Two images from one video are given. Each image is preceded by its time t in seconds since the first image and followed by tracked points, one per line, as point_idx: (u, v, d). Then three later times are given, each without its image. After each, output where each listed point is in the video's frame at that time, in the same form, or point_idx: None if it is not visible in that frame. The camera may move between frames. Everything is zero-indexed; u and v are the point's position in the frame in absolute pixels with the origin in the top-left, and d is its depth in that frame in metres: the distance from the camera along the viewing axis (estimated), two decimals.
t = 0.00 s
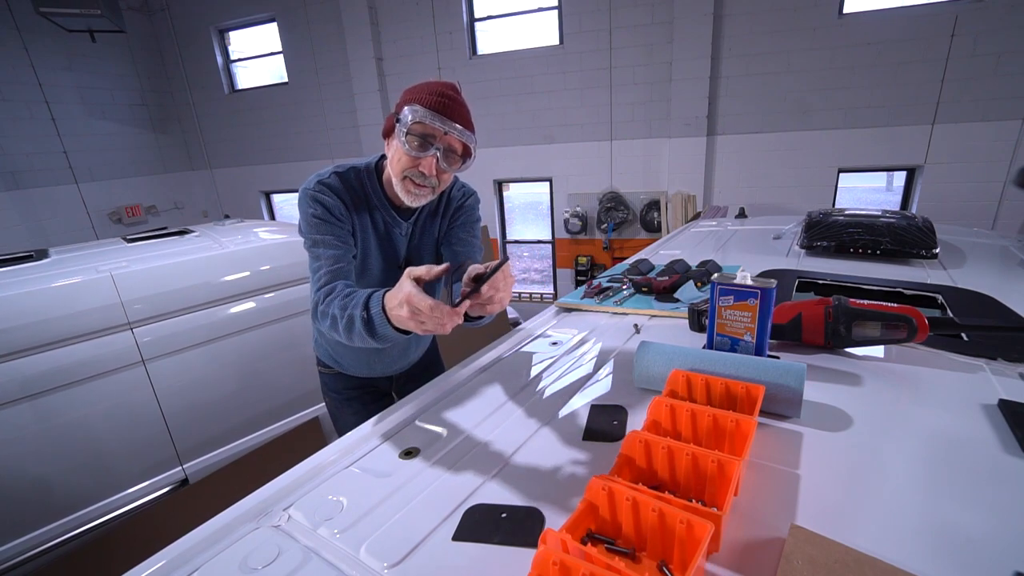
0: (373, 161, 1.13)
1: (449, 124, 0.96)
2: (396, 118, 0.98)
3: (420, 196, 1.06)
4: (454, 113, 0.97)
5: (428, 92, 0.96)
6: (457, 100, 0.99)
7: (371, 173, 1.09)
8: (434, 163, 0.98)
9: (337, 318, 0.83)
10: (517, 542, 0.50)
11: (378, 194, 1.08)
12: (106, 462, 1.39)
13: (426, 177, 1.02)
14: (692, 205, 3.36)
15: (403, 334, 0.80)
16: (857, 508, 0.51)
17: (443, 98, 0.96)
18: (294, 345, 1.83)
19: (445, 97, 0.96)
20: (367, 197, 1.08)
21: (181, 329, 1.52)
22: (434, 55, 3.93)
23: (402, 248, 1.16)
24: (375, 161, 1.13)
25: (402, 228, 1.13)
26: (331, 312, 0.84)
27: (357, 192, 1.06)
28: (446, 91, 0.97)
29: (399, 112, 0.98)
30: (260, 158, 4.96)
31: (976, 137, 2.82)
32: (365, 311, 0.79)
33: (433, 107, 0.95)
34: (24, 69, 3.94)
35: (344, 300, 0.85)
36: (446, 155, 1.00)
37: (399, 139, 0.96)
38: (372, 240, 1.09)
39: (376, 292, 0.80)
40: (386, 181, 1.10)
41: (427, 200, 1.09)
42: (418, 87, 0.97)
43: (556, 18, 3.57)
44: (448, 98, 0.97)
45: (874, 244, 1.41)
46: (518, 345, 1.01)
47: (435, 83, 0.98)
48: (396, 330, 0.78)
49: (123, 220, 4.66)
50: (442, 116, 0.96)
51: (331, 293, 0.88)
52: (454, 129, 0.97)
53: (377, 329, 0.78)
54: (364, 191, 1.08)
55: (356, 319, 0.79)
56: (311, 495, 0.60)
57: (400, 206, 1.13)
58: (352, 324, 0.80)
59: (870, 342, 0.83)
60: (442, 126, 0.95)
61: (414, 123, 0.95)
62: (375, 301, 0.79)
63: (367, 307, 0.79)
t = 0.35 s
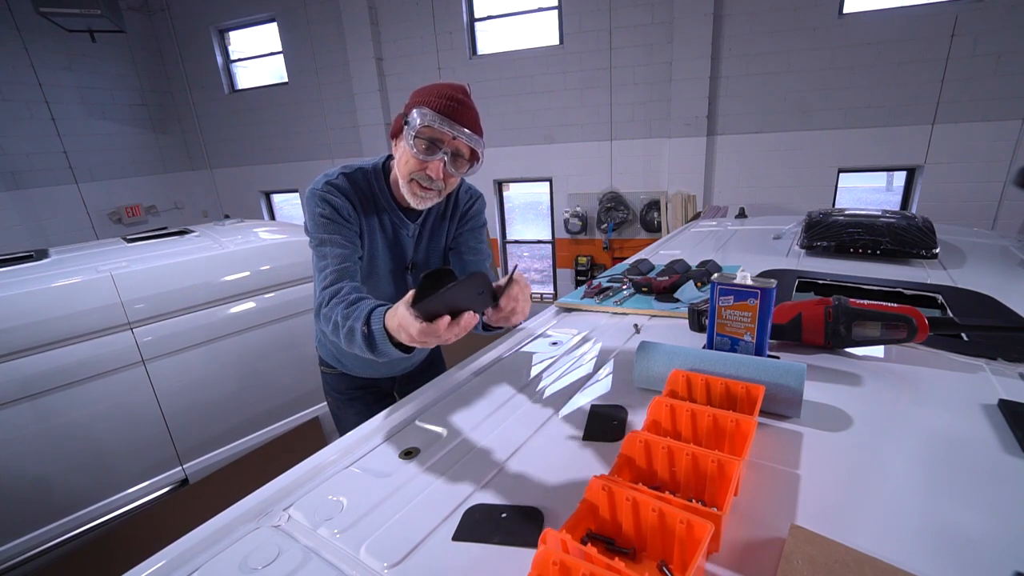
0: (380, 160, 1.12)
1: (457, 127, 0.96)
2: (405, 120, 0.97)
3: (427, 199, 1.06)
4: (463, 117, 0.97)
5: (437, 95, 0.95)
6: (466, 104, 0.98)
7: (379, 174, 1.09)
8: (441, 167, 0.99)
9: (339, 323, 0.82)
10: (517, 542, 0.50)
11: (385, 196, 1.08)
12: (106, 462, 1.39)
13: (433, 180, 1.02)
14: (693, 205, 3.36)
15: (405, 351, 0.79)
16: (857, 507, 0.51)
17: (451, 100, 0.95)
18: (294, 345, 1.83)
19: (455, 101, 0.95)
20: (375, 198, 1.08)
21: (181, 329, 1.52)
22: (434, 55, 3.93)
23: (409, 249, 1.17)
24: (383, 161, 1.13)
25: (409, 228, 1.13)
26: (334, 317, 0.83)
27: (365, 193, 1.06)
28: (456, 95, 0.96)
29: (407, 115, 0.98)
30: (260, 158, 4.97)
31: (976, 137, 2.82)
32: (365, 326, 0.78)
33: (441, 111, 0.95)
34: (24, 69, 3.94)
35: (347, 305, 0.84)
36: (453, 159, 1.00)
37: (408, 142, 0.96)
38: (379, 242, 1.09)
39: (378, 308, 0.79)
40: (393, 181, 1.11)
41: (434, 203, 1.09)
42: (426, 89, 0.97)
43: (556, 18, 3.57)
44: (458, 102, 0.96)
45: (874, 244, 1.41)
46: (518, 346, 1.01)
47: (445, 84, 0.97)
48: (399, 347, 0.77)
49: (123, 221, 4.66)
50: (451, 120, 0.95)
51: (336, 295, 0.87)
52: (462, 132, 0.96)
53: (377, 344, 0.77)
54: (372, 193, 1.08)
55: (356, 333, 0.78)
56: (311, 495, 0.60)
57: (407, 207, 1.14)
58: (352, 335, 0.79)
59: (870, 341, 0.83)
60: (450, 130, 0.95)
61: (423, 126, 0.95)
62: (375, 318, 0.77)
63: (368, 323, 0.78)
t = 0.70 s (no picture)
0: (392, 165, 1.13)
1: (474, 135, 0.96)
2: (421, 124, 0.96)
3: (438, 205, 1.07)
4: (479, 125, 0.97)
5: (455, 102, 0.95)
6: (483, 112, 0.99)
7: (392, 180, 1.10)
8: (455, 174, 0.98)
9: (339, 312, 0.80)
10: (517, 542, 0.50)
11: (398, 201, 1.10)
12: (106, 463, 1.39)
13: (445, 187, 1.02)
14: (693, 204, 3.40)
15: (403, 331, 0.76)
16: (856, 507, 0.51)
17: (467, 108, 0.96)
18: (293, 345, 1.83)
19: (472, 108, 0.96)
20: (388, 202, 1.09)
21: (181, 329, 1.52)
22: (434, 55, 3.93)
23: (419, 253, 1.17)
24: (395, 165, 1.14)
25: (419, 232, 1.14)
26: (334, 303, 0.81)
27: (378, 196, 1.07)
28: (474, 102, 0.97)
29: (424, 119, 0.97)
30: (260, 158, 4.97)
31: (976, 137, 2.82)
32: (359, 304, 0.76)
33: (459, 117, 0.95)
34: (24, 69, 3.94)
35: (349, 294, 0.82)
36: (467, 166, 1.00)
37: (422, 147, 0.95)
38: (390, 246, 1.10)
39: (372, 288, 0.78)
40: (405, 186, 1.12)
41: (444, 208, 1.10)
42: (444, 95, 0.97)
43: (556, 18, 3.57)
44: (475, 110, 0.97)
45: (874, 244, 1.41)
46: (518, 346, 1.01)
47: (464, 92, 0.98)
48: (394, 327, 0.75)
49: (123, 220, 4.66)
50: (468, 127, 0.95)
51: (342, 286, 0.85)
52: (477, 141, 0.96)
53: (371, 324, 0.74)
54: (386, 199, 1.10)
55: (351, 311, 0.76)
56: (311, 495, 0.60)
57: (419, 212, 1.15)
58: (348, 317, 0.77)
59: (870, 341, 0.83)
60: (467, 137, 0.95)
61: (438, 131, 0.94)
62: (370, 295, 0.76)
63: (362, 301, 0.76)
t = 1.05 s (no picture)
0: (382, 166, 1.13)
1: (458, 134, 0.96)
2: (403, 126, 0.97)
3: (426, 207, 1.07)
4: (463, 123, 0.97)
5: (437, 101, 0.96)
6: (467, 110, 0.98)
7: (382, 183, 1.10)
8: (441, 174, 0.98)
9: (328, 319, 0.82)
10: (517, 542, 0.50)
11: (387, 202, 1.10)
12: (106, 463, 1.39)
13: (431, 188, 1.02)
14: (693, 205, 3.41)
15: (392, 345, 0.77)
16: (856, 507, 0.51)
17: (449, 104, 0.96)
18: (293, 346, 1.83)
19: (455, 106, 0.96)
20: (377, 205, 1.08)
21: (181, 329, 1.52)
22: (434, 55, 3.93)
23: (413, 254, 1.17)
24: (385, 166, 1.14)
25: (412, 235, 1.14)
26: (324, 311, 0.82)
27: (368, 198, 1.07)
28: (457, 100, 0.97)
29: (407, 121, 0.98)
30: (260, 158, 4.97)
31: (976, 137, 2.83)
32: (345, 318, 0.76)
33: (441, 117, 0.95)
34: (24, 69, 3.94)
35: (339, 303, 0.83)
36: (454, 167, 0.99)
37: (406, 148, 0.95)
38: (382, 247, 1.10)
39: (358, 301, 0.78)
40: (394, 188, 1.12)
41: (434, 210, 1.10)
42: (427, 95, 0.97)
43: (556, 18, 3.57)
44: (458, 108, 0.96)
45: (874, 244, 1.41)
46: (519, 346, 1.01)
47: (447, 91, 0.98)
48: (380, 341, 0.75)
49: (123, 220, 4.66)
50: (451, 126, 0.96)
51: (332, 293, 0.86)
52: (460, 139, 0.96)
53: (356, 336, 0.76)
54: (376, 200, 1.09)
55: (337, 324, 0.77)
56: (311, 495, 0.60)
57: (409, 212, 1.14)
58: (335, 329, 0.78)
59: (870, 341, 0.82)
60: (450, 136, 0.95)
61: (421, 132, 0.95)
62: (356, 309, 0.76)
63: (349, 316, 0.77)
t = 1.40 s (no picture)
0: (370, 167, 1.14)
1: (443, 126, 0.97)
2: (389, 121, 0.99)
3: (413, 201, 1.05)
4: (448, 115, 0.98)
5: (423, 95, 0.97)
6: (451, 103, 1.00)
7: (370, 179, 1.11)
8: (427, 165, 0.98)
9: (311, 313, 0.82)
10: (517, 542, 0.50)
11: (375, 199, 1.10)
12: (106, 463, 1.39)
13: (418, 181, 1.01)
14: (693, 205, 3.41)
15: (364, 340, 0.79)
16: (856, 507, 0.51)
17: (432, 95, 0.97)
18: (293, 346, 1.83)
19: (440, 99, 0.97)
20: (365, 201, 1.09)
21: (181, 329, 1.52)
22: (434, 55, 3.93)
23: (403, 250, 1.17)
24: (373, 166, 1.15)
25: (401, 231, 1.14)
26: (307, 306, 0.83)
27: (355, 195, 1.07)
28: (441, 93, 0.99)
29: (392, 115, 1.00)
30: (260, 158, 4.97)
31: (976, 137, 2.82)
32: (324, 314, 0.78)
33: (427, 109, 0.96)
34: (24, 69, 3.94)
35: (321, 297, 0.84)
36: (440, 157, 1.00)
37: (391, 141, 0.96)
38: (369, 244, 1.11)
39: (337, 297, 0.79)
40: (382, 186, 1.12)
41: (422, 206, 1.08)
42: (412, 91, 0.99)
43: (556, 18, 3.57)
44: (443, 101, 0.98)
45: (874, 244, 1.41)
46: (518, 346, 1.01)
47: (431, 86, 1.00)
48: (355, 335, 0.77)
49: (123, 220, 4.66)
50: (437, 118, 0.97)
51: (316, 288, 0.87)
52: (443, 128, 0.97)
53: (335, 332, 0.77)
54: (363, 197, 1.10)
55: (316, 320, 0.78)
56: (311, 495, 0.60)
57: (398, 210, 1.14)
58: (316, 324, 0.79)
59: (870, 341, 0.82)
60: (435, 127, 0.96)
61: (406, 124, 0.96)
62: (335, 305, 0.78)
63: (327, 311, 0.78)
